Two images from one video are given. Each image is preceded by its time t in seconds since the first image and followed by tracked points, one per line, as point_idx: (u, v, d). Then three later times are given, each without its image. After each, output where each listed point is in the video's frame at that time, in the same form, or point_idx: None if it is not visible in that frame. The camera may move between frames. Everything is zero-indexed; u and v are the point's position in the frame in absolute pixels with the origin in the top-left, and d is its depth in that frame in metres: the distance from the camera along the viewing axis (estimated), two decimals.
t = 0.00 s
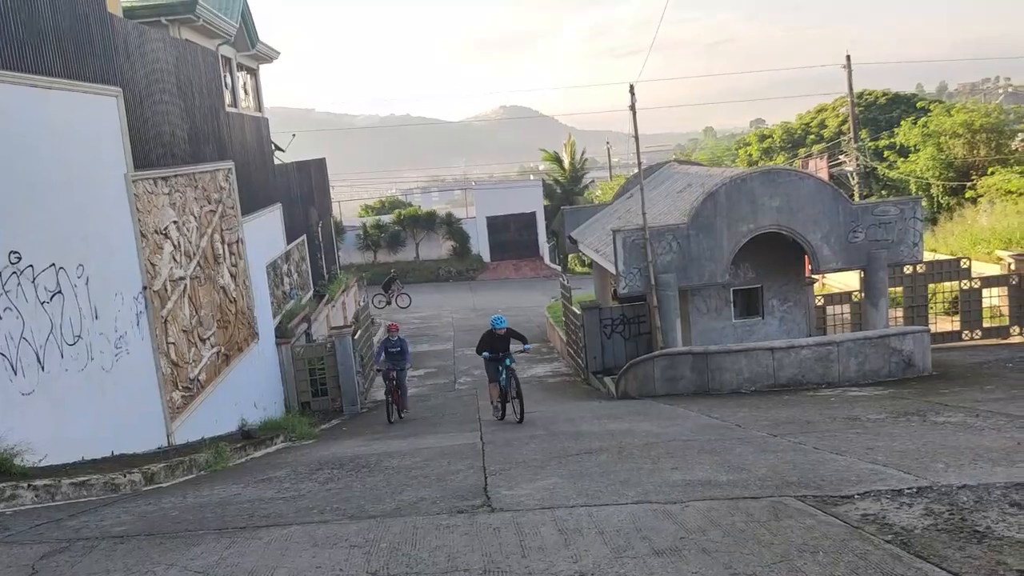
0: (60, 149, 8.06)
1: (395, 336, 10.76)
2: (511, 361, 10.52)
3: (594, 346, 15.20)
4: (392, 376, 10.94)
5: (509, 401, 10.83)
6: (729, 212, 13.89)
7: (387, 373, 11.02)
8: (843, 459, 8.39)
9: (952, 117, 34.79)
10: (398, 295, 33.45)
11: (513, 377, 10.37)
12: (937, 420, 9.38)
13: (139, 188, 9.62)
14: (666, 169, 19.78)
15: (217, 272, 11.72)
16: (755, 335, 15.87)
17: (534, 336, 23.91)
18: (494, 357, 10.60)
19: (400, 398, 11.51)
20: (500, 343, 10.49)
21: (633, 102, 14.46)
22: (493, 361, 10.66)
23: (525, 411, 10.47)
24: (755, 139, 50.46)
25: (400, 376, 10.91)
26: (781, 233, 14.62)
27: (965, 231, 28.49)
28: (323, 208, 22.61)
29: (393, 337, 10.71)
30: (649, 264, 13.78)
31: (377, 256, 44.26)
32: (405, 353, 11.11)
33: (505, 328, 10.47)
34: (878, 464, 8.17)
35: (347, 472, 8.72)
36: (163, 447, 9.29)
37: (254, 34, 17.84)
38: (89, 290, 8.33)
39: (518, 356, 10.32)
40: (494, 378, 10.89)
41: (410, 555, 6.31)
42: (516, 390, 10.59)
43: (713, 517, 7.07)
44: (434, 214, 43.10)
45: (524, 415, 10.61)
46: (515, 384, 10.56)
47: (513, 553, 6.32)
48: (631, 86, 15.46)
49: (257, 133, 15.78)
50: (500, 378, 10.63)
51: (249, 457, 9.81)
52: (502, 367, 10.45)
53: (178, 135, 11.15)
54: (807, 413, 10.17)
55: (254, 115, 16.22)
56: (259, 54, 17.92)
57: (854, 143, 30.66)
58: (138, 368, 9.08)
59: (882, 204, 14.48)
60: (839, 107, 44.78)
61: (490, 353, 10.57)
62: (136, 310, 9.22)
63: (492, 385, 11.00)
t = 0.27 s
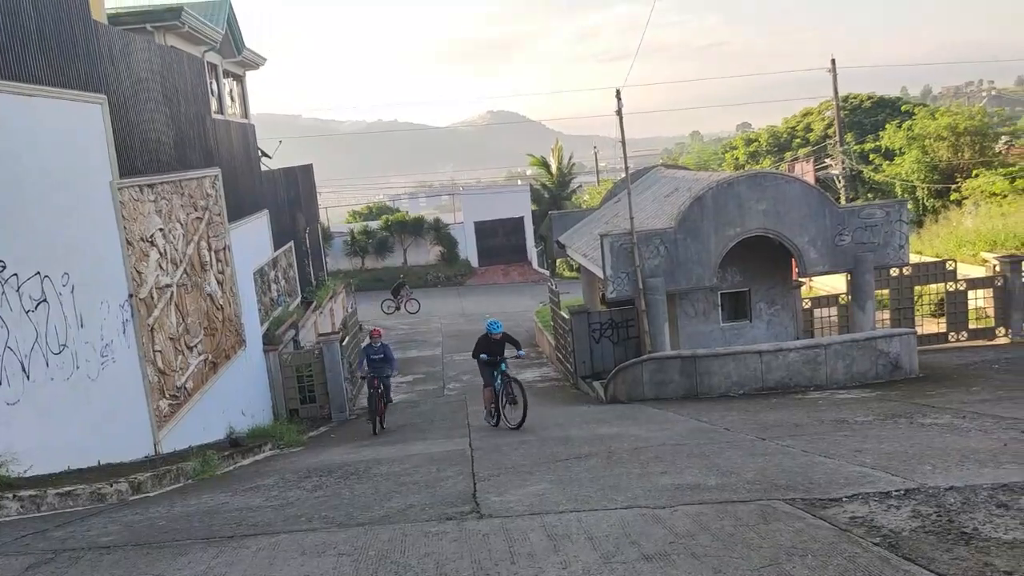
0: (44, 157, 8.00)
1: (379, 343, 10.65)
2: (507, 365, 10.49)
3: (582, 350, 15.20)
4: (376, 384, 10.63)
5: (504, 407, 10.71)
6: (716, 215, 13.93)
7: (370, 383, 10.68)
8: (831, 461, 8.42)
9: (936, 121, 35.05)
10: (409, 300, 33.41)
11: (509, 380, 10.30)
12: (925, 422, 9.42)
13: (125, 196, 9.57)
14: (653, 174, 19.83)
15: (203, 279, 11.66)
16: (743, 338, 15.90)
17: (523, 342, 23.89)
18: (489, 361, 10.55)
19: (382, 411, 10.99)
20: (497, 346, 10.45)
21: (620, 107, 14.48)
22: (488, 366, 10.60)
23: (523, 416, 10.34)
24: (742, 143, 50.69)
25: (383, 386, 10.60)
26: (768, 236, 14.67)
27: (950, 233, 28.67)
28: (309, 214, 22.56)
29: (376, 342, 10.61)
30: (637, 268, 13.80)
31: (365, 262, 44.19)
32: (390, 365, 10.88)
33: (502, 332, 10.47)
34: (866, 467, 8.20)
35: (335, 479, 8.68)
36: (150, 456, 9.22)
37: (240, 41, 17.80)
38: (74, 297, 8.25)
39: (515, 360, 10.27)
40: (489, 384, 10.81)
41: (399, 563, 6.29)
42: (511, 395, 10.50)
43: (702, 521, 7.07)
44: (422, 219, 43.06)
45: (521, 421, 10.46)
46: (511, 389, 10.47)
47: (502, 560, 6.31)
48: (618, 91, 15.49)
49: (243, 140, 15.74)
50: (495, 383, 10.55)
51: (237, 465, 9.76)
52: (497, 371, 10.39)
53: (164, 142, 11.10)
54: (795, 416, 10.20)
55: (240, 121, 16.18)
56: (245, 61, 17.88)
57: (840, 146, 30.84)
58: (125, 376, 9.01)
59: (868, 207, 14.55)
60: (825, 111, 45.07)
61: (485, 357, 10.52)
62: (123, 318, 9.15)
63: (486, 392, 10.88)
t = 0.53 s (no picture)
0: (27, 164, 7.91)
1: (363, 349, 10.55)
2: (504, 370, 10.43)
3: (571, 355, 15.19)
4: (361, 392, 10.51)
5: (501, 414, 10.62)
6: (703, 220, 13.96)
7: (354, 391, 10.57)
8: (818, 465, 8.43)
9: (921, 124, 35.30)
10: (416, 306, 33.65)
11: (508, 385, 10.25)
12: (911, 425, 9.46)
13: (110, 203, 9.51)
14: (641, 178, 19.86)
15: (189, 287, 11.60)
16: (732, 342, 15.93)
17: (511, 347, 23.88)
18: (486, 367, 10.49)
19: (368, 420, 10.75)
20: (494, 352, 10.41)
21: (607, 112, 14.49)
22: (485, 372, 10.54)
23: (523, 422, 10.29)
24: (729, 147, 50.91)
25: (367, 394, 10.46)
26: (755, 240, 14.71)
27: (935, 236, 28.85)
28: (296, 220, 22.50)
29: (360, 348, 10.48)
30: (625, 273, 13.81)
31: (352, 268, 44.17)
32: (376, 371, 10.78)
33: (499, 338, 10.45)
34: (853, 470, 8.21)
35: (323, 487, 8.65)
36: (137, 465, 9.14)
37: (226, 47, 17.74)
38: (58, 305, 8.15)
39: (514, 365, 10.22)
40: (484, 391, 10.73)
41: (386, 571, 6.26)
42: (510, 401, 10.43)
43: (690, 526, 7.07)
44: (408, 224, 43.32)
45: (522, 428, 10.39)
46: (510, 395, 10.42)
47: (490, 567, 6.29)
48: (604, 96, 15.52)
49: (229, 147, 15.69)
50: (493, 389, 10.48)
51: (224, 474, 9.71)
52: (496, 377, 10.34)
53: (149, 149, 11.04)
54: (782, 420, 10.22)
55: (226, 128, 16.13)
56: (230, 67, 17.82)
57: (826, 150, 30.99)
58: (110, 385, 8.93)
59: (854, 211, 14.62)
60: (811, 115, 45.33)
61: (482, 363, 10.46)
62: (108, 326, 9.08)
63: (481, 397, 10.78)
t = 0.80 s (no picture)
0: (12, 171, 7.83)
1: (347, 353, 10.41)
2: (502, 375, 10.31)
3: (560, 360, 15.19)
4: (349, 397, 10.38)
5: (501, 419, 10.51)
6: (691, 224, 14.01)
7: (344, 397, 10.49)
8: (807, 468, 8.45)
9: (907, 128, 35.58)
10: (427, 310, 33.39)
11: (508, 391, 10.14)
12: (900, 427, 9.50)
13: (97, 210, 9.46)
14: (629, 183, 19.92)
15: (177, 293, 11.55)
16: (721, 346, 15.98)
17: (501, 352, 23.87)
18: (485, 371, 10.38)
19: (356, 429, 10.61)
20: (493, 356, 10.30)
21: (595, 117, 14.52)
22: (484, 376, 10.43)
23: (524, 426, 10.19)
24: (717, 151, 51.15)
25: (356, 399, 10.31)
26: (743, 244, 14.77)
27: (922, 240, 29.03)
28: (285, 226, 22.46)
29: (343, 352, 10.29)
30: (614, 277, 13.83)
31: (341, 274, 44.05)
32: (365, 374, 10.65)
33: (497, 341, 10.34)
34: (841, 473, 8.24)
35: (312, 494, 8.62)
36: (124, 473, 9.07)
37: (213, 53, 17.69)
38: (44, 313, 8.06)
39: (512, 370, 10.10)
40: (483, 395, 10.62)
41: None
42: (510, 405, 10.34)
43: (680, 530, 7.08)
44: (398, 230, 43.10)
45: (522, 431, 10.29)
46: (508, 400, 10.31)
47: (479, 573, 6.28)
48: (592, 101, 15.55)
49: (217, 153, 15.64)
50: (492, 393, 10.37)
51: (213, 481, 9.67)
52: (495, 381, 10.23)
53: (136, 155, 10.99)
54: (771, 423, 10.25)
55: (214, 134, 16.09)
56: (218, 73, 17.77)
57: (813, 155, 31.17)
58: (97, 393, 8.86)
59: (841, 214, 14.69)
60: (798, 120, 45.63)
61: (480, 368, 10.35)
62: (95, 333, 9.00)
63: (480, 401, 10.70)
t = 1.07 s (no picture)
0: None
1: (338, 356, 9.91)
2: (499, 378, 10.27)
3: (548, 364, 15.19)
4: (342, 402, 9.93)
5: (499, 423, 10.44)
6: (679, 228, 14.06)
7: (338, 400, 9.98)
8: (795, 471, 8.48)
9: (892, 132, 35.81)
10: (438, 313, 32.94)
11: (504, 393, 10.08)
12: (886, 430, 9.55)
13: (81, 215, 9.39)
14: (616, 187, 19.96)
15: (163, 298, 11.49)
16: (708, 349, 16.02)
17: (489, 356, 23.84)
18: (482, 374, 10.36)
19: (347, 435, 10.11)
20: (489, 358, 10.29)
21: (583, 121, 14.54)
22: (481, 379, 10.42)
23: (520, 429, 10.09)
24: (704, 155, 51.33)
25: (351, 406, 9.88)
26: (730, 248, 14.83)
27: (907, 242, 29.20)
28: (271, 231, 22.39)
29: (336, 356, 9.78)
30: (602, 281, 13.86)
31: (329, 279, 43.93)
32: (356, 376, 10.20)
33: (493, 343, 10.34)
34: (829, 476, 8.27)
35: (299, 500, 8.58)
36: (109, 480, 8.97)
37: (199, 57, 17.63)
38: (29, 319, 7.96)
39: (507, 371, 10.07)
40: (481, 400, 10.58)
41: None
42: (507, 408, 10.27)
43: (668, 534, 7.08)
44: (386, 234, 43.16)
45: (518, 435, 10.19)
46: (505, 402, 10.24)
47: None
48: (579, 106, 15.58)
49: (203, 158, 15.58)
50: (490, 396, 10.33)
51: (199, 487, 9.61)
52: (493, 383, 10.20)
53: (122, 160, 10.94)
54: (759, 426, 10.28)
55: (200, 138, 16.03)
56: (204, 78, 17.71)
57: (800, 159, 31.33)
58: (82, 399, 8.76)
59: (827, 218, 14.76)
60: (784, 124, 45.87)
61: (478, 370, 10.34)
62: (80, 339, 8.91)
63: (478, 406, 10.65)
